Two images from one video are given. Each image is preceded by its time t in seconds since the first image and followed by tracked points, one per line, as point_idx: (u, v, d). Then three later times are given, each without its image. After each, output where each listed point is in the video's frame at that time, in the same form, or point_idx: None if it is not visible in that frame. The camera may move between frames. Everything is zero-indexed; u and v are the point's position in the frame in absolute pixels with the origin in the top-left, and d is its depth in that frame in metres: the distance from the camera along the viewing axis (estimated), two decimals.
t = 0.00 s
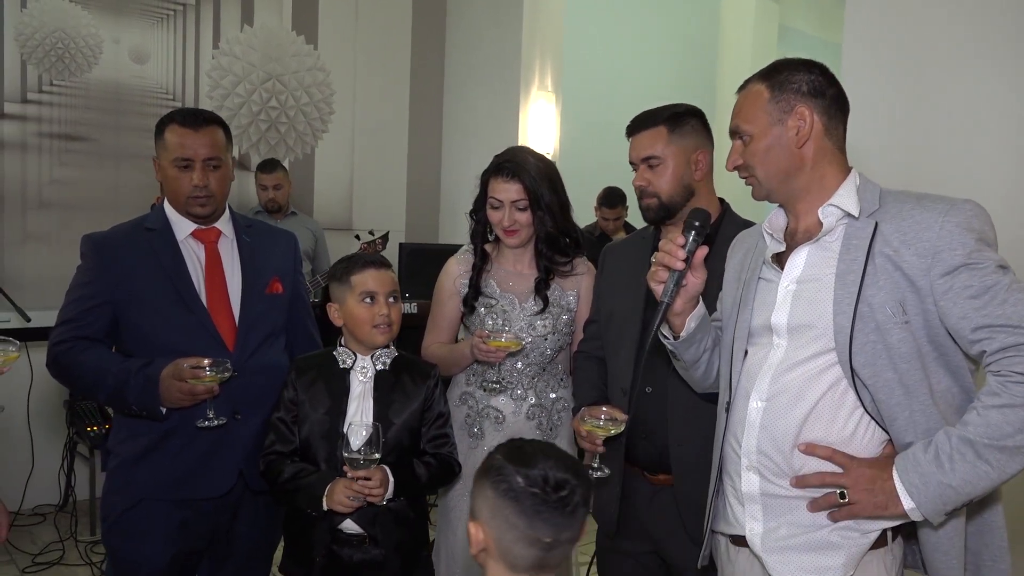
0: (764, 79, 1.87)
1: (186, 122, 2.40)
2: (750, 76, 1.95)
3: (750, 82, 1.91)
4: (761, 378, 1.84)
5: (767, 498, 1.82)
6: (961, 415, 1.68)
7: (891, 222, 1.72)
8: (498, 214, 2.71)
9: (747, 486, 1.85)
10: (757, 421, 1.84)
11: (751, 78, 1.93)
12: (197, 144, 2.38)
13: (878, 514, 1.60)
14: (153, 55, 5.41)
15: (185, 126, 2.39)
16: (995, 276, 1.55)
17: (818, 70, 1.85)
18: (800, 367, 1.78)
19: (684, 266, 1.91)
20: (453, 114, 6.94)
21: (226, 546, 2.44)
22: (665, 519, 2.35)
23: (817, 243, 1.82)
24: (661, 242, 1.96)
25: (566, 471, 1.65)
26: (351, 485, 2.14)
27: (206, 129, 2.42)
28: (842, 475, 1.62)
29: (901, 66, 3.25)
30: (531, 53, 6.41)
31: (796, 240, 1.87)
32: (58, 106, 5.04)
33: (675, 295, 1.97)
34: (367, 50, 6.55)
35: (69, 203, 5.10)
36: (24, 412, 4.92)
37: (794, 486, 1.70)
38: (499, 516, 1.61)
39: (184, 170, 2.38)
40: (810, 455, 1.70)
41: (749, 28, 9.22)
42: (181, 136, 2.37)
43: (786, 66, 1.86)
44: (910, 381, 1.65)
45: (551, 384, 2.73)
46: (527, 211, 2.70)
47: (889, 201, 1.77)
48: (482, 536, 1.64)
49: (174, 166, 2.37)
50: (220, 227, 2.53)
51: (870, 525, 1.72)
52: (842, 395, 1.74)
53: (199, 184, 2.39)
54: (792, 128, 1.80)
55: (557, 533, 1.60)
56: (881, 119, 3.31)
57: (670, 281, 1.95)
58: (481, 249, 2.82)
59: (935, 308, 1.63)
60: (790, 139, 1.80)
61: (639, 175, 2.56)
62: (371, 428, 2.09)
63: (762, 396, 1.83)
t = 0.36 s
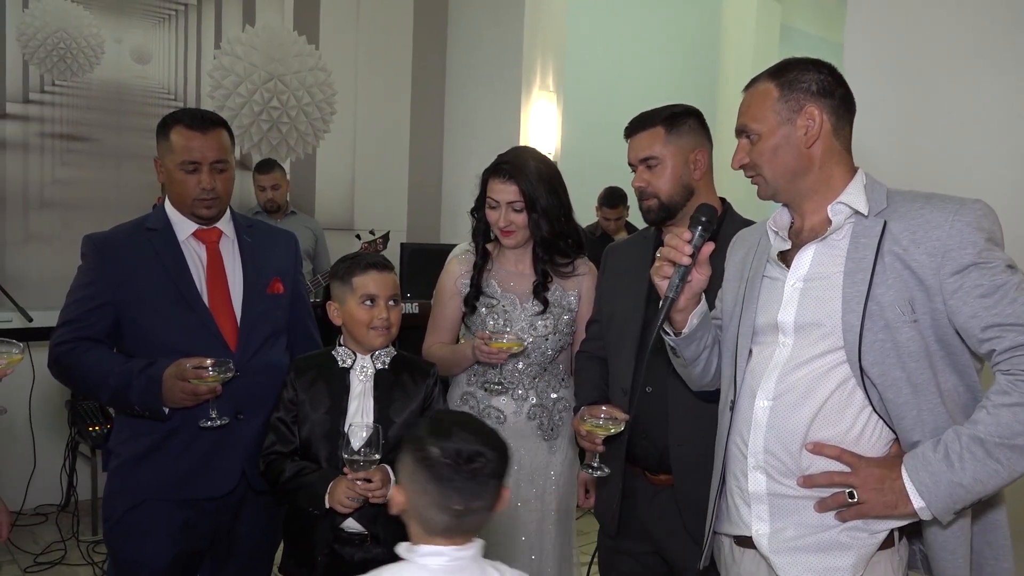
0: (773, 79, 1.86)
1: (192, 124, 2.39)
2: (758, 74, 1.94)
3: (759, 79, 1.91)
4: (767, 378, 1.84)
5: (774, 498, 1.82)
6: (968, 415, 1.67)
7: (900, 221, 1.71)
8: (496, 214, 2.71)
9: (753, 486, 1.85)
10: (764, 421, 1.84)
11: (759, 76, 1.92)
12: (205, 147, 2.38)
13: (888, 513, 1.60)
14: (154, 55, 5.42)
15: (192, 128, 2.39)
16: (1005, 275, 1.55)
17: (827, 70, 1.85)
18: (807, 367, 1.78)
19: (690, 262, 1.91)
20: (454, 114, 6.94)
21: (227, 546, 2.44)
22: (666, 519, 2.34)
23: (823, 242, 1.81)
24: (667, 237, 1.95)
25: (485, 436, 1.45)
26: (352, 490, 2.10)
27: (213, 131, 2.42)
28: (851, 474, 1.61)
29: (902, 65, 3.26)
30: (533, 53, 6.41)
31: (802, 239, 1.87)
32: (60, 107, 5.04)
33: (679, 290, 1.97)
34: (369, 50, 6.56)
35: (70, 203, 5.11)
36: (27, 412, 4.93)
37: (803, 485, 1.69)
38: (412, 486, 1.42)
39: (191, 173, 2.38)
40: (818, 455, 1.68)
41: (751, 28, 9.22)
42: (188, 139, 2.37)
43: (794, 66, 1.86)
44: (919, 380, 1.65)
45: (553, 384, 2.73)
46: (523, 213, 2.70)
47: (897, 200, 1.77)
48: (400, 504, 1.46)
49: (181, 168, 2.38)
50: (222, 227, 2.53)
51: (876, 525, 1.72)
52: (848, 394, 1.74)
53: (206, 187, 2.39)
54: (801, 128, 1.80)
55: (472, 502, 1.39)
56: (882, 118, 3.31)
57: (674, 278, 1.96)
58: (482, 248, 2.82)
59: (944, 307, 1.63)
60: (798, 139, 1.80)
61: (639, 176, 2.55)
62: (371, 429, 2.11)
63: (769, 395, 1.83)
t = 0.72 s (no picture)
0: (777, 78, 1.86)
1: (197, 126, 2.40)
2: (761, 74, 1.94)
3: (762, 79, 1.90)
4: (769, 377, 1.84)
5: (776, 498, 1.81)
6: (970, 415, 1.68)
7: (903, 221, 1.71)
8: (496, 213, 2.71)
9: (755, 486, 1.84)
10: (766, 421, 1.84)
11: (763, 74, 1.92)
12: (210, 149, 2.39)
13: (890, 514, 1.60)
14: (155, 55, 5.42)
15: (196, 130, 2.39)
16: (1008, 276, 1.55)
17: (831, 69, 1.85)
18: (809, 367, 1.78)
19: (692, 263, 1.90)
20: (455, 114, 6.94)
21: (228, 546, 2.44)
22: (667, 519, 2.34)
23: (826, 241, 1.81)
24: (668, 237, 1.95)
25: (358, 424, 1.60)
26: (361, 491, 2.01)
27: (217, 134, 2.43)
28: (853, 475, 1.61)
29: (903, 65, 3.27)
30: (533, 53, 6.42)
31: (805, 238, 1.87)
32: (61, 107, 5.04)
33: (682, 292, 1.98)
34: (370, 50, 6.56)
35: (72, 203, 5.11)
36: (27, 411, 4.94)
37: (805, 486, 1.69)
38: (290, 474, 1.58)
39: (197, 174, 2.39)
40: (820, 455, 1.68)
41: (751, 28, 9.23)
42: (192, 141, 2.37)
43: (798, 65, 1.86)
44: (921, 380, 1.65)
45: (553, 384, 2.73)
46: (522, 213, 2.70)
47: (900, 200, 1.77)
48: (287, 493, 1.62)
49: (186, 169, 2.37)
50: (222, 227, 2.54)
51: (877, 525, 1.72)
52: (850, 394, 1.74)
53: (212, 188, 2.40)
54: (806, 127, 1.80)
55: (338, 487, 1.53)
56: (883, 117, 3.32)
57: (676, 277, 1.96)
58: (484, 248, 2.82)
59: (947, 307, 1.63)
60: (803, 138, 1.80)
61: (648, 173, 2.54)
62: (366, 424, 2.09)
63: (771, 395, 1.83)
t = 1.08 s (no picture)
0: (776, 79, 1.86)
1: (197, 127, 2.40)
2: (759, 74, 1.94)
3: (762, 79, 1.90)
4: (767, 378, 1.84)
5: (773, 498, 1.81)
6: (967, 416, 1.67)
7: (901, 221, 1.71)
8: (496, 212, 2.71)
9: (752, 486, 1.84)
10: (763, 420, 1.84)
11: (762, 74, 1.92)
12: (210, 149, 2.39)
13: (886, 514, 1.59)
14: (156, 56, 5.43)
15: (197, 130, 2.39)
16: (1005, 277, 1.55)
17: (830, 69, 1.85)
18: (807, 367, 1.78)
19: (690, 264, 1.90)
20: (455, 114, 6.94)
21: (228, 545, 2.44)
22: (666, 519, 2.35)
23: (824, 242, 1.81)
24: (667, 238, 1.95)
25: (339, 418, 1.65)
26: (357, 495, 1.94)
27: (217, 134, 2.43)
28: (849, 475, 1.61)
29: (904, 64, 3.27)
30: (533, 53, 6.42)
31: (804, 239, 1.87)
32: (61, 107, 5.04)
33: (680, 293, 1.97)
34: (370, 50, 6.56)
35: (72, 203, 5.12)
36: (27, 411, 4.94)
37: (801, 486, 1.69)
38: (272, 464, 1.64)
39: (197, 175, 2.38)
40: (816, 455, 1.68)
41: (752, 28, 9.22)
42: (192, 141, 2.37)
43: (797, 65, 1.85)
44: (918, 381, 1.65)
45: (553, 384, 2.73)
46: (523, 212, 2.70)
47: (899, 200, 1.77)
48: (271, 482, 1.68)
49: (187, 169, 2.37)
50: (222, 227, 2.54)
51: (874, 526, 1.72)
52: (848, 395, 1.74)
53: (212, 188, 2.40)
54: (805, 127, 1.80)
55: (316, 480, 1.58)
56: (884, 117, 3.32)
57: (675, 279, 1.96)
58: (485, 247, 2.82)
59: (944, 308, 1.63)
60: (802, 139, 1.80)
61: (651, 172, 2.53)
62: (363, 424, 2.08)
63: (768, 395, 1.83)
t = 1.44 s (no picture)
0: (775, 78, 1.85)
1: (194, 127, 2.40)
2: (759, 73, 1.93)
3: (761, 78, 1.90)
4: (766, 378, 1.83)
5: (771, 498, 1.81)
6: (966, 416, 1.67)
7: (899, 221, 1.71)
8: (495, 212, 2.70)
9: (750, 486, 1.84)
10: (762, 420, 1.83)
11: (762, 73, 1.92)
12: (206, 149, 2.39)
13: (884, 515, 1.59)
14: (156, 56, 5.43)
15: (194, 131, 2.39)
16: (1003, 277, 1.55)
17: (829, 70, 1.84)
18: (806, 367, 1.77)
19: (689, 264, 1.90)
20: (456, 114, 6.94)
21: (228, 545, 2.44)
22: (665, 519, 2.34)
23: (823, 242, 1.81)
24: (665, 239, 1.95)
25: (395, 425, 1.65)
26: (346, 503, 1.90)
27: (214, 134, 2.42)
28: (847, 476, 1.61)
29: (904, 64, 3.27)
30: (534, 53, 6.41)
31: (802, 239, 1.87)
32: (61, 107, 5.05)
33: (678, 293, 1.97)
34: (371, 50, 6.56)
35: (72, 203, 5.12)
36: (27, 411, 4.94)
37: (800, 487, 1.69)
38: (325, 467, 1.62)
39: (193, 175, 2.38)
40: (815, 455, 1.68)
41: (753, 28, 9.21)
42: (189, 141, 2.37)
43: (797, 64, 1.85)
44: (916, 381, 1.64)
45: (553, 384, 2.73)
46: (522, 211, 2.69)
47: (897, 201, 1.76)
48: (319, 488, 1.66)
49: (183, 169, 2.38)
50: (221, 227, 2.53)
51: (873, 526, 1.71)
52: (847, 395, 1.73)
53: (208, 189, 2.40)
54: (803, 127, 1.79)
55: (372, 484, 1.57)
56: (884, 117, 3.32)
57: (673, 279, 1.95)
58: (486, 247, 2.82)
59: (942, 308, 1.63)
60: (799, 139, 1.79)
61: (638, 177, 2.56)
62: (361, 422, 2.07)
63: (767, 396, 1.83)
